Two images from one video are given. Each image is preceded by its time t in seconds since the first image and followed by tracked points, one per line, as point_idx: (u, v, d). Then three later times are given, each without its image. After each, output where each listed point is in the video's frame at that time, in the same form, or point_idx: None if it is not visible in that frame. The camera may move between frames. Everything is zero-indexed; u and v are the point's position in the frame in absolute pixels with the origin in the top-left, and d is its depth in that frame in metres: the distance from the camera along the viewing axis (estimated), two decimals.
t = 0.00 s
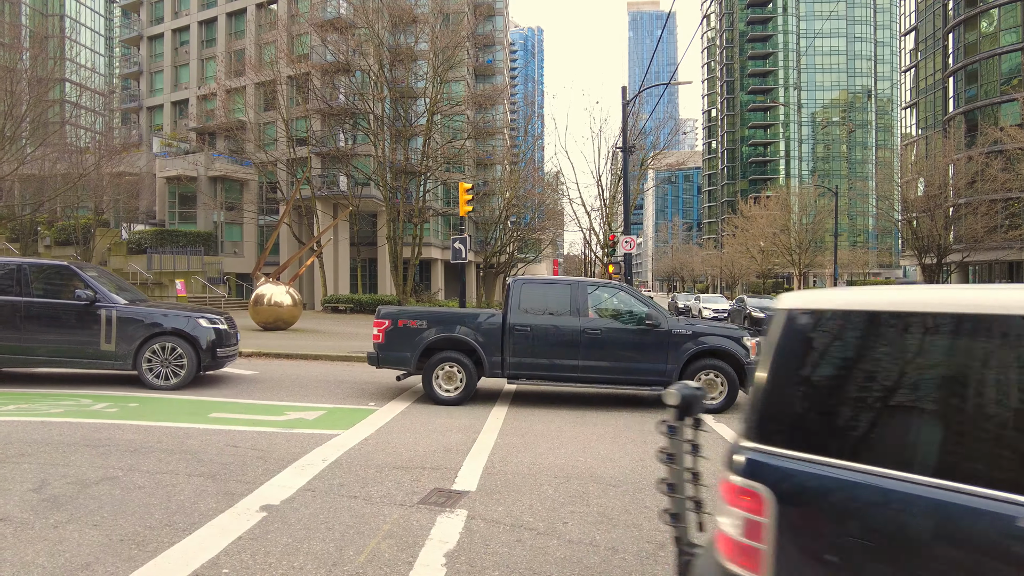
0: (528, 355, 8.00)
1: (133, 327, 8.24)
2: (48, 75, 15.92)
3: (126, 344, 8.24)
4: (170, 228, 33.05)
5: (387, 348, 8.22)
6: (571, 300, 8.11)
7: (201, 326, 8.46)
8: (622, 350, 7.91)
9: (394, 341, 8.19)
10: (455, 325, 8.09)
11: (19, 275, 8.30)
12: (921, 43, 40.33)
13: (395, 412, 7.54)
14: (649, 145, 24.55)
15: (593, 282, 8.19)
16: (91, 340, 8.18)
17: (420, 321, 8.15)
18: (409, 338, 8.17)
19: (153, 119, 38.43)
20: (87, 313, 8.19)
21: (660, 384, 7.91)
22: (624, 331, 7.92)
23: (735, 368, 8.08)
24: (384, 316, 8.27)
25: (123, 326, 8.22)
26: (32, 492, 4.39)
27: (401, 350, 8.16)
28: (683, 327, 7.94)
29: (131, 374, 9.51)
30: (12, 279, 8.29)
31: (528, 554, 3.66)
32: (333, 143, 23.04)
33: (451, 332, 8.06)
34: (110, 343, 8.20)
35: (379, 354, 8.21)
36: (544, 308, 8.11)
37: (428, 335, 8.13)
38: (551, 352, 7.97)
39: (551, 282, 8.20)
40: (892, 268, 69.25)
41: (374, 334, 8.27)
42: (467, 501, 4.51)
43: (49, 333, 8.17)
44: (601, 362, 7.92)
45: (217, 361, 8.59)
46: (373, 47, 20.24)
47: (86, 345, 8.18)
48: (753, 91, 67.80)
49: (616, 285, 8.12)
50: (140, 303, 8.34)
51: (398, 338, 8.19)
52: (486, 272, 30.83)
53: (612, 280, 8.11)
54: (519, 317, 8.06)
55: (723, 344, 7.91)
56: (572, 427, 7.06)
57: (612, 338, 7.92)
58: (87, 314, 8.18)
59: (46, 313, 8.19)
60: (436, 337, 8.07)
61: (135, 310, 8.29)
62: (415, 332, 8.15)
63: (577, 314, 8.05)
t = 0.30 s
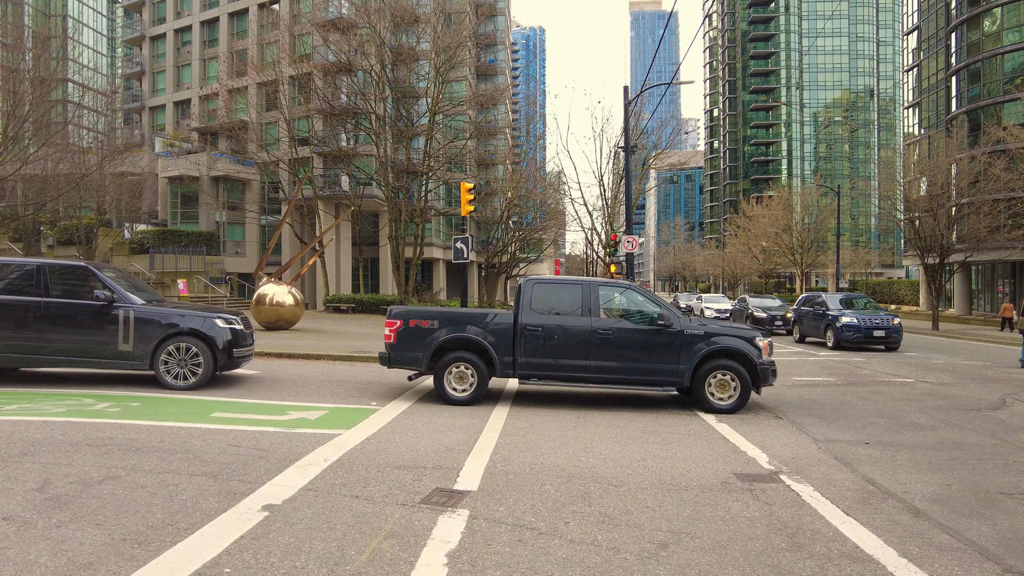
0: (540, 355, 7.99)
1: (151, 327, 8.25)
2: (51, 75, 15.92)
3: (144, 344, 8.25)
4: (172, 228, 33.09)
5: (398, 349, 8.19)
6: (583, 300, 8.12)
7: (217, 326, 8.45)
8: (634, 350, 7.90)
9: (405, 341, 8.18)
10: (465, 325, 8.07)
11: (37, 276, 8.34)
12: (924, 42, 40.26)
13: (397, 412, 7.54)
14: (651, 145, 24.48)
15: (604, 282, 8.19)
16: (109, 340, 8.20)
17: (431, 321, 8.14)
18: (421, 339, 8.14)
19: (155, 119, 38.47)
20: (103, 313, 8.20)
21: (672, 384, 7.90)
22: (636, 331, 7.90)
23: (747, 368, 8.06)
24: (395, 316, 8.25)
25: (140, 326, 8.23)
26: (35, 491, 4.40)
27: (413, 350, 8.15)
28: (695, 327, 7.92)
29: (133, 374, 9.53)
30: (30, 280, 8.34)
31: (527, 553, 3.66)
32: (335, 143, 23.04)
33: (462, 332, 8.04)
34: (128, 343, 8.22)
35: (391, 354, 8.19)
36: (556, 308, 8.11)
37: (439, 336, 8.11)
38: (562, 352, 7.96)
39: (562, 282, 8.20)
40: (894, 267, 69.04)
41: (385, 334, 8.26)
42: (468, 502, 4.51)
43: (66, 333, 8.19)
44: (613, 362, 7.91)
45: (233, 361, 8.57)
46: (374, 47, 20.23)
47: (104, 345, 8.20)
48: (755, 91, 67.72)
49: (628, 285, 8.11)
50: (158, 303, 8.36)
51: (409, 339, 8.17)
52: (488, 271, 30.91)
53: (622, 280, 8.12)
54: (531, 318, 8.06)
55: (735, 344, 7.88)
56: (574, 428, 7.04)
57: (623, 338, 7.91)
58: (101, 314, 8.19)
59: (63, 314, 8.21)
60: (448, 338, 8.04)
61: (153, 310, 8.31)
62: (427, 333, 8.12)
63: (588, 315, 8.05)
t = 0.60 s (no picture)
0: (555, 356, 7.98)
1: (168, 328, 8.26)
2: (54, 76, 15.94)
3: (160, 344, 8.26)
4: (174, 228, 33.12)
5: (413, 349, 8.19)
6: (597, 301, 8.12)
7: (233, 327, 8.45)
8: (648, 351, 7.89)
9: (420, 342, 8.18)
10: (479, 326, 8.08)
11: (55, 277, 8.38)
12: (926, 42, 40.21)
13: (398, 412, 7.55)
14: (653, 145, 24.44)
15: (618, 282, 8.19)
16: (126, 340, 8.22)
17: (445, 321, 8.14)
18: (435, 339, 8.14)
19: (157, 119, 38.53)
20: (120, 313, 8.21)
21: (688, 384, 7.90)
22: (651, 332, 7.90)
23: (762, 369, 8.06)
24: (410, 317, 8.26)
25: (157, 327, 8.24)
26: (38, 491, 4.42)
27: (427, 350, 8.14)
28: (710, 328, 7.93)
29: (136, 374, 9.54)
30: (48, 280, 8.37)
31: (529, 554, 3.66)
32: (336, 143, 23.03)
33: (476, 333, 8.05)
34: (145, 343, 8.23)
35: (406, 354, 8.19)
36: (570, 308, 8.10)
37: (454, 336, 8.11)
38: (577, 353, 7.96)
39: (576, 282, 8.20)
40: (897, 267, 68.85)
41: (400, 335, 8.25)
42: (470, 501, 4.52)
43: (83, 333, 8.22)
44: (628, 363, 7.91)
45: (249, 362, 8.57)
46: (376, 47, 20.25)
47: (121, 346, 8.21)
48: (757, 91, 67.71)
49: (641, 285, 8.11)
50: (175, 304, 8.38)
51: (423, 339, 8.17)
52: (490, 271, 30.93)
53: (637, 281, 8.11)
54: (546, 318, 8.05)
55: (750, 344, 7.89)
56: (575, 428, 7.04)
57: (638, 339, 7.90)
58: (115, 315, 8.21)
59: (80, 314, 8.23)
60: (462, 338, 8.05)
61: (170, 311, 8.32)
62: (442, 333, 8.13)
63: (603, 315, 8.05)
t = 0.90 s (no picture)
0: (572, 357, 7.97)
1: (187, 329, 8.28)
2: (56, 76, 15.99)
3: (179, 344, 8.28)
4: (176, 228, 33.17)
5: (430, 350, 8.19)
6: (613, 302, 8.12)
7: (252, 327, 8.48)
8: (666, 351, 7.89)
9: (437, 343, 8.18)
10: (496, 325, 8.09)
11: (75, 278, 8.39)
12: (928, 41, 40.14)
13: (397, 412, 7.53)
14: (654, 145, 24.42)
15: (635, 283, 8.18)
16: (146, 341, 8.23)
17: (462, 322, 8.14)
18: (452, 340, 8.15)
19: (159, 119, 38.60)
20: (140, 313, 8.23)
21: (706, 385, 7.89)
22: (668, 332, 7.89)
23: (781, 369, 8.04)
24: (426, 317, 8.26)
25: (176, 327, 8.26)
26: (40, 490, 4.42)
27: (444, 351, 8.15)
28: (728, 329, 7.91)
29: (139, 374, 9.56)
30: (68, 281, 8.39)
31: (531, 553, 3.66)
32: (338, 143, 23.01)
33: (491, 333, 8.05)
34: (163, 344, 8.24)
35: (422, 355, 8.18)
36: (586, 309, 8.11)
37: (470, 337, 8.11)
38: (594, 353, 7.95)
39: (592, 283, 8.20)
40: (899, 267, 68.68)
41: (416, 335, 8.25)
42: (471, 501, 4.52)
43: (103, 334, 8.23)
44: (645, 364, 7.90)
45: (268, 362, 8.60)
46: (378, 47, 20.27)
47: (141, 346, 8.23)
48: (759, 91, 67.72)
49: (658, 286, 8.10)
50: (194, 305, 8.40)
51: (440, 339, 8.18)
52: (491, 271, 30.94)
53: (653, 281, 8.10)
54: (562, 319, 8.05)
55: (769, 345, 7.85)
56: (576, 428, 7.04)
57: (656, 339, 7.90)
58: (134, 315, 8.22)
59: (100, 314, 8.25)
60: (479, 338, 8.04)
61: (189, 311, 8.35)
62: (458, 334, 8.13)
63: (620, 316, 8.05)
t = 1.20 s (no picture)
0: (591, 357, 7.97)
1: (210, 330, 8.29)
2: (58, 76, 16.03)
3: (203, 345, 8.29)
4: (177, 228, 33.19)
5: (448, 350, 8.18)
6: (632, 302, 8.10)
7: (275, 328, 8.48)
8: (685, 352, 7.88)
9: (455, 344, 8.16)
10: (514, 326, 8.08)
11: (100, 279, 8.39)
12: (931, 41, 40.10)
13: (398, 412, 7.52)
14: (656, 145, 24.42)
15: (654, 283, 8.16)
16: (169, 341, 8.23)
17: (480, 323, 8.13)
18: (470, 340, 8.14)
19: (160, 120, 38.64)
20: (164, 314, 8.23)
21: (725, 386, 7.89)
22: (688, 333, 7.89)
23: (800, 370, 8.03)
24: (444, 318, 8.24)
25: (199, 328, 8.26)
26: (42, 490, 4.43)
27: (462, 352, 8.14)
28: (748, 329, 7.90)
29: (141, 375, 9.55)
30: (93, 282, 8.38)
31: (533, 553, 3.66)
32: (339, 143, 23.02)
33: (510, 334, 8.04)
34: (187, 344, 8.24)
35: (440, 356, 8.17)
36: (605, 310, 8.10)
37: (488, 338, 8.11)
38: (614, 354, 7.96)
39: (611, 283, 8.19)
40: (901, 268, 68.54)
41: (435, 336, 8.23)
42: (473, 501, 4.51)
43: (129, 335, 8.24)
44: (665, 365, 7.90)
45: (290, 363, 8.60)
46: (379, 47, 20.31)
47: (165, 347, 8.24)
48: (761, 90, 68.25)
49: (677, 286, 8.08)
50: (217, 306, 8.40)
51: (458, 340, 8.16)
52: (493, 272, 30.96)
53: (673, 282, 8.09)
54: (581, 320, 8.04)
55: (788, 345, 7.85)
56: (577, 428, 7.03)
57: (676, 340, 7.89)
58: (158, 316, 8.22)
59: (125, 315, 8.25)
60: (498, 339, 8.04)
61: (212, 312, 8.35)
62: (477, 334, 8.12)
63: (639, 316, 8.04)
